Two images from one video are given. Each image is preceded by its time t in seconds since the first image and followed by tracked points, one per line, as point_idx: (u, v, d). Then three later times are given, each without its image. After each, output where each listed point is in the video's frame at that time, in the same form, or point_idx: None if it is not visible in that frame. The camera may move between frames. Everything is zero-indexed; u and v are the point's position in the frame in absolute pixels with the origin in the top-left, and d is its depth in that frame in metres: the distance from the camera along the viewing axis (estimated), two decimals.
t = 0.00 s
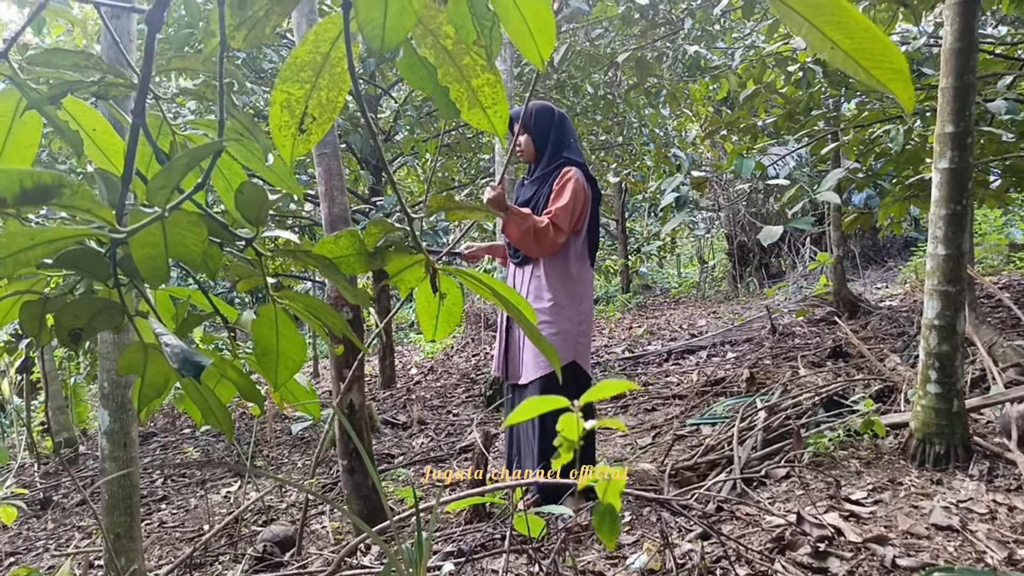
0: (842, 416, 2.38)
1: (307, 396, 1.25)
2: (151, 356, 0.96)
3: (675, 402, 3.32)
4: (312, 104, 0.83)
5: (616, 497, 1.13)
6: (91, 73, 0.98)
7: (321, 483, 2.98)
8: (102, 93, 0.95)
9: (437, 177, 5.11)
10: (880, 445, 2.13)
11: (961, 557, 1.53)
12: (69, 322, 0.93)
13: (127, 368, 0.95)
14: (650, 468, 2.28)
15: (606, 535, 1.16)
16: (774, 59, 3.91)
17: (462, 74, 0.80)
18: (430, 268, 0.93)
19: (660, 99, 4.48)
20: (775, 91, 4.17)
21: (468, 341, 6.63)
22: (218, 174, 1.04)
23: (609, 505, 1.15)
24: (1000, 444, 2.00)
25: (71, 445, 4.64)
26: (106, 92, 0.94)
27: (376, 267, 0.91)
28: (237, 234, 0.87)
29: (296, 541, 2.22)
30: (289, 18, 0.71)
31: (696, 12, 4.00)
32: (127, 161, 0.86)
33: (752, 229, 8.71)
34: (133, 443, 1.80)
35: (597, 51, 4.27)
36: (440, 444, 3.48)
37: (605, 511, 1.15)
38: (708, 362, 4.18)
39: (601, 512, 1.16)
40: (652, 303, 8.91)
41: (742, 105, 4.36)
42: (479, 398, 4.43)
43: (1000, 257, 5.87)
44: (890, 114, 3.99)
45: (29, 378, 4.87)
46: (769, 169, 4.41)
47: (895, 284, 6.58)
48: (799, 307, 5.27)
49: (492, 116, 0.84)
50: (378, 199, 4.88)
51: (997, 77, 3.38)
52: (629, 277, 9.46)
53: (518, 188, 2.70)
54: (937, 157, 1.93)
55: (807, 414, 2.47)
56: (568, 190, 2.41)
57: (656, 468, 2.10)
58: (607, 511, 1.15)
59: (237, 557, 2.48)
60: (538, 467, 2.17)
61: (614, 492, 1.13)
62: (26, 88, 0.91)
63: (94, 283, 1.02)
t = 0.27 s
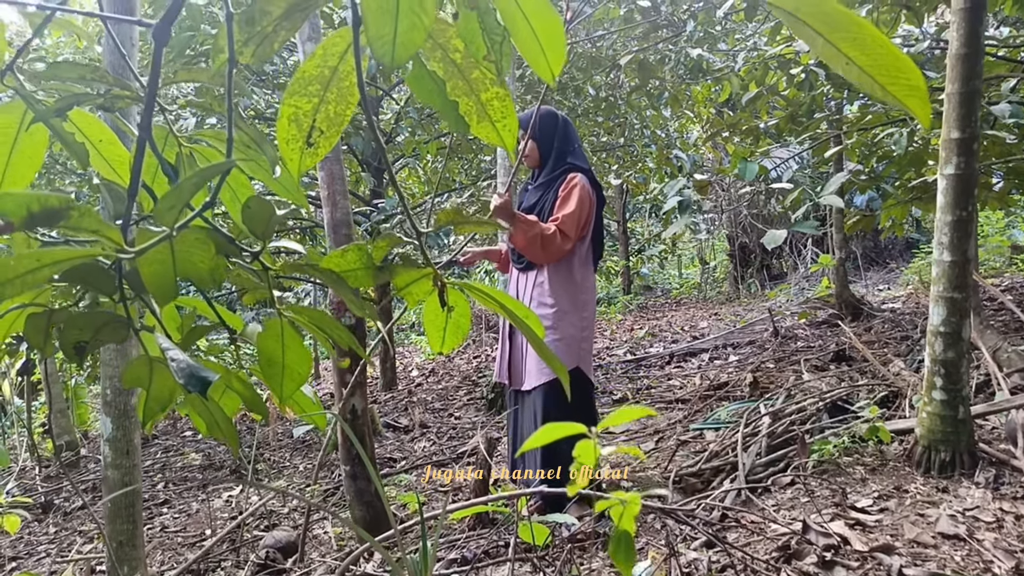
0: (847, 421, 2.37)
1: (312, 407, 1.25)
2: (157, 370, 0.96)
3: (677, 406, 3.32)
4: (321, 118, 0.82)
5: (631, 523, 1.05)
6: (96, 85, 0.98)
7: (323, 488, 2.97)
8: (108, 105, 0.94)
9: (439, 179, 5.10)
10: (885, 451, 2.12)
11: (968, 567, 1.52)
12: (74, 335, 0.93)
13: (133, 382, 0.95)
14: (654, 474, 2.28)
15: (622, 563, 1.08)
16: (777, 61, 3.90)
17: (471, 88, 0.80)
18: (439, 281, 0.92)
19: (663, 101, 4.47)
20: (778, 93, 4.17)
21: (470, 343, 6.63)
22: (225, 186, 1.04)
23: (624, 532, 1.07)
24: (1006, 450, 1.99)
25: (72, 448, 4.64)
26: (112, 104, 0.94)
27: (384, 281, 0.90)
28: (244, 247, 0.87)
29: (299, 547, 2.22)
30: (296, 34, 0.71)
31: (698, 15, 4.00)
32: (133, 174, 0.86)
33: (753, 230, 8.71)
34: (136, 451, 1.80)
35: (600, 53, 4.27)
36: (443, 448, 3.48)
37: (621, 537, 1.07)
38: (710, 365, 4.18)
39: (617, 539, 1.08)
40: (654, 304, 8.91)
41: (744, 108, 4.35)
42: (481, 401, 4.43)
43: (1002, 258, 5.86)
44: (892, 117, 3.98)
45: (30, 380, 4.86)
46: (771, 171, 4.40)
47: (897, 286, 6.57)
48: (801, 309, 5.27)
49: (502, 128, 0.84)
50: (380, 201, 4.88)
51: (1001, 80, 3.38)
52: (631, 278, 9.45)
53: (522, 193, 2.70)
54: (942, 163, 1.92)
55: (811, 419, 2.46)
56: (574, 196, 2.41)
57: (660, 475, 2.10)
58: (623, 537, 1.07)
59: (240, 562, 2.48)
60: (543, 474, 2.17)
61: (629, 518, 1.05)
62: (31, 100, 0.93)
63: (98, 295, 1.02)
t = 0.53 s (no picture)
0: (848, 426, 2.36)
1: (313, 418, 1.24)
2: (156, 382, 0.95)
3: (678, 410, 3.32)
4: (321, 131, 0.82)
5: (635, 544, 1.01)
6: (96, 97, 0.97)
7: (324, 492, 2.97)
8: (107, 116, 0.94)
9: (439, 181, 5.10)
10: (886, 457, 2.12)
11: None
12: (73, 347, 0.92)
13: (132, 394, 0.95)
14: (654, 479, 2.27)
15: None
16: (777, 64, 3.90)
17: (472, 101, 0.79)
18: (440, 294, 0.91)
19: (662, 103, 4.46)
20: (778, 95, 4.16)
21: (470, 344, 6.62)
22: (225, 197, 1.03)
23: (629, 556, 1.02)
24: (1007, 456, 1.99)
25: (72, 451, 4.63)
26: (112, 115, 0.94)
27: (385, 293, 0.89)
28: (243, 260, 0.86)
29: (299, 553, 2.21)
30: (297, 48, 0.70)
31: (698, 17, 3.99)
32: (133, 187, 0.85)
33: (753, 231, 8.70)
34: (134, 458, 1.79)
35: (600, 55, 4.26)
36: (443, 452, 3.47)
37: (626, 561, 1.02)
38: (711, 368, 4.17)
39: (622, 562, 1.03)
40: (654, 305, 8.91)
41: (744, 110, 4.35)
42: (481, 404, 4.42)
43: (1003, 260, 5.86)
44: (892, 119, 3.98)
45: (29, 382, 4.85)
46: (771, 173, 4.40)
47: (897, 287, 6.57)
48: (802, 311, 5.26)
49: (504, 142, 0.84)
50: (380, 203, 4.87)
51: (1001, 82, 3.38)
52: (631, 280, 9.45)
53: (522, 197, 2.69)
54: (944, 169, 1.92)
55: (812, 424, 2.46)
56: (574, 201, 2.40)
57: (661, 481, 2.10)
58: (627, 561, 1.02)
59: (240, 568, 2.47)
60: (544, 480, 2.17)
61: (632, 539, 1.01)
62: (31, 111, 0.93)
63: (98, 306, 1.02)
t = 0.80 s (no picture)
0: (847, 426, 2.36)
1: (312, 419, 1.25)
2: (156, 384, 0.95)
3: (677, 410, 3.32)
4: (320, 133, 0.82)
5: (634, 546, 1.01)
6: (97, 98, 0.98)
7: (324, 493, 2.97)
8: (107, 118, 0.94)
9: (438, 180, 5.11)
10: (885, 457, 2.12)
11: None
12: (73, 348, 0.93)
13: (132, 396, 0.95)
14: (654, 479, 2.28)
15: None
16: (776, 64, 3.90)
17: (471, 103, 0.80)
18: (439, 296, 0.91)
19: (662, 104, 4.47)
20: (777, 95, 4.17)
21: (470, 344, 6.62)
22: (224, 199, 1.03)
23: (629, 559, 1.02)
24: (1006, 456, 1.99)
25: (72, 451, 4.63)
26: (111, 117, 0.94)
27: (384, 295, 0.90)
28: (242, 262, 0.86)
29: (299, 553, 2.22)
30: (297, 51, 0.71)
31: (698, 17, 4.00)
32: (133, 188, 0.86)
33: (752, 231, 8.70)
34: (134, 459, 1.79)
35: (599, 56, 4.27)
36: (442, 452, 3.47)
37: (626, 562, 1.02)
38: (710, 368, 4.17)
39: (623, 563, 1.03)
40: (653, 305, 8.91)
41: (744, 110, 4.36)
42: (481, 404, 4.42)
43: (1002, 260, 5.86)
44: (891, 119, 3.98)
45: (29, 383, 4.86)
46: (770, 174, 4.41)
47: (896, 288, 6.58)
48: (801, 311, 5.27)
49: (503, 144, 0.84)
50: (380, 203, 4.88)
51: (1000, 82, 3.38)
52: (630, 280, 9.46)
53: (522, 197, 2.69)
54: (943, 169, 1.92)
55: (811, 424, 2.46)
56: (574, 202, 2.41)
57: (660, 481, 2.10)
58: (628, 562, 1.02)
59: (240, 568, 2.47)
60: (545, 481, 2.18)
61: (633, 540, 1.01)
62: (31, 113, 0.94)
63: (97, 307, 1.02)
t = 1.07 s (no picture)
0: (852, 426, 2.36)
1: (318, 417, 1.24)
2: (165, 380, 0.95)
3: (680, 410, 3.32)
4: (333, 129, 0.82)
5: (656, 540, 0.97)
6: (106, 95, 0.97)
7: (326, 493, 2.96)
8: (116, 115, 0.94)
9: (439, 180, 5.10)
10: (891, 456, 2.12)
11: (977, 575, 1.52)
12: (83, 346, 0.92)
13: (142, 393, 0.94)
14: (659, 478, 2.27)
15: None
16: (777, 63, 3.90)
17: (485, 98, 0.79)
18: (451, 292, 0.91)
19: (663, 104, 4.46)
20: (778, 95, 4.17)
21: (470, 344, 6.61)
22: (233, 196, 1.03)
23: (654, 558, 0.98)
24: (1012, 455, 1.99)
25: (73, 451, 4.63)
26: (120, 114, 0.93)
27: (395, 292, 0.89)
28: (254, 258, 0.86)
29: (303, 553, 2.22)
30: (311, 46, 0.70)
31: (699, 17, 4.00)
32: (143, 184, 0.85)
33: (752, 230, 8.70)
34: (140, 458, 1.79)
35: (600, 55, 4.27)
36: (445, 452, 3.47)
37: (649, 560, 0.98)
38: (712, 368, 4.17)
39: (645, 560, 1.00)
40: (654, 305, 8.91)
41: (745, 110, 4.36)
42: (482, 404, 4.42)
43: (1003, 260, 5.87)
44: (893, 118, 3.98)
45: (30, 383, 4.85)
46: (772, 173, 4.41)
47: (897, 287, 6.58)
48: (802, 310, 5.27)
49: (515, 139, 0.83)
50: (381, 203, 4.87)
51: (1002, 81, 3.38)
52: (630, 279, 9.46)
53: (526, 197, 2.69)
54: (948, 168, 1.92)
55: (816, 423, 2.45)
56: (582, 202, 2.41)
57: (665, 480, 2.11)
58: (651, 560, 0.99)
59: (243, 568, 2.47)
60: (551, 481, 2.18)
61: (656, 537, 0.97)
62: (40, 110, 0.93)
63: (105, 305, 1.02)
